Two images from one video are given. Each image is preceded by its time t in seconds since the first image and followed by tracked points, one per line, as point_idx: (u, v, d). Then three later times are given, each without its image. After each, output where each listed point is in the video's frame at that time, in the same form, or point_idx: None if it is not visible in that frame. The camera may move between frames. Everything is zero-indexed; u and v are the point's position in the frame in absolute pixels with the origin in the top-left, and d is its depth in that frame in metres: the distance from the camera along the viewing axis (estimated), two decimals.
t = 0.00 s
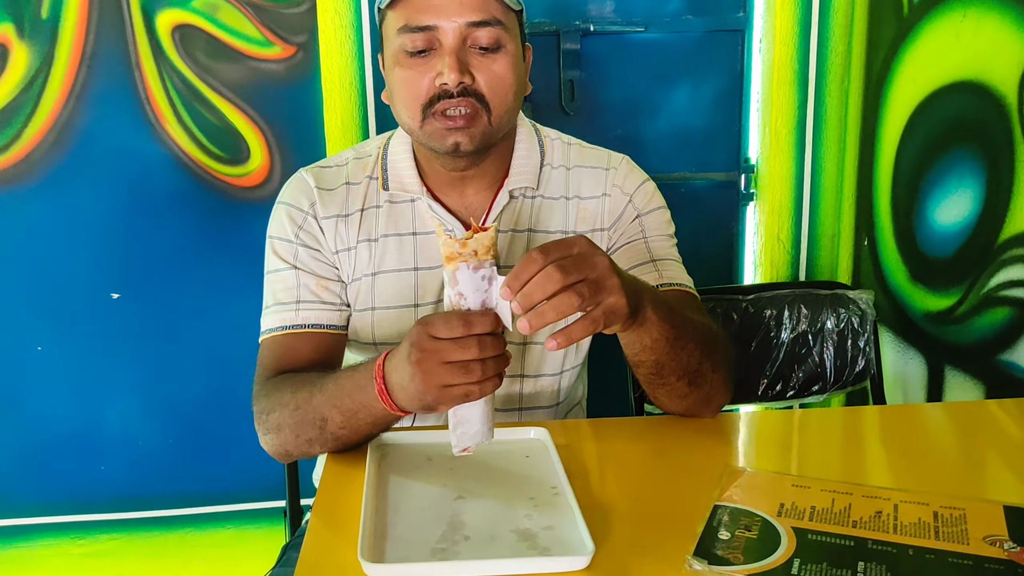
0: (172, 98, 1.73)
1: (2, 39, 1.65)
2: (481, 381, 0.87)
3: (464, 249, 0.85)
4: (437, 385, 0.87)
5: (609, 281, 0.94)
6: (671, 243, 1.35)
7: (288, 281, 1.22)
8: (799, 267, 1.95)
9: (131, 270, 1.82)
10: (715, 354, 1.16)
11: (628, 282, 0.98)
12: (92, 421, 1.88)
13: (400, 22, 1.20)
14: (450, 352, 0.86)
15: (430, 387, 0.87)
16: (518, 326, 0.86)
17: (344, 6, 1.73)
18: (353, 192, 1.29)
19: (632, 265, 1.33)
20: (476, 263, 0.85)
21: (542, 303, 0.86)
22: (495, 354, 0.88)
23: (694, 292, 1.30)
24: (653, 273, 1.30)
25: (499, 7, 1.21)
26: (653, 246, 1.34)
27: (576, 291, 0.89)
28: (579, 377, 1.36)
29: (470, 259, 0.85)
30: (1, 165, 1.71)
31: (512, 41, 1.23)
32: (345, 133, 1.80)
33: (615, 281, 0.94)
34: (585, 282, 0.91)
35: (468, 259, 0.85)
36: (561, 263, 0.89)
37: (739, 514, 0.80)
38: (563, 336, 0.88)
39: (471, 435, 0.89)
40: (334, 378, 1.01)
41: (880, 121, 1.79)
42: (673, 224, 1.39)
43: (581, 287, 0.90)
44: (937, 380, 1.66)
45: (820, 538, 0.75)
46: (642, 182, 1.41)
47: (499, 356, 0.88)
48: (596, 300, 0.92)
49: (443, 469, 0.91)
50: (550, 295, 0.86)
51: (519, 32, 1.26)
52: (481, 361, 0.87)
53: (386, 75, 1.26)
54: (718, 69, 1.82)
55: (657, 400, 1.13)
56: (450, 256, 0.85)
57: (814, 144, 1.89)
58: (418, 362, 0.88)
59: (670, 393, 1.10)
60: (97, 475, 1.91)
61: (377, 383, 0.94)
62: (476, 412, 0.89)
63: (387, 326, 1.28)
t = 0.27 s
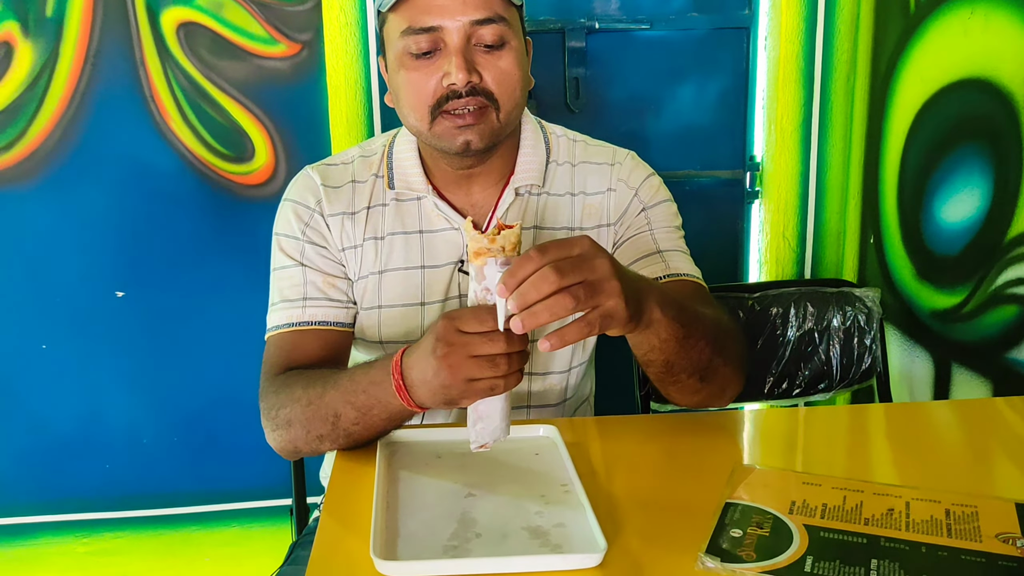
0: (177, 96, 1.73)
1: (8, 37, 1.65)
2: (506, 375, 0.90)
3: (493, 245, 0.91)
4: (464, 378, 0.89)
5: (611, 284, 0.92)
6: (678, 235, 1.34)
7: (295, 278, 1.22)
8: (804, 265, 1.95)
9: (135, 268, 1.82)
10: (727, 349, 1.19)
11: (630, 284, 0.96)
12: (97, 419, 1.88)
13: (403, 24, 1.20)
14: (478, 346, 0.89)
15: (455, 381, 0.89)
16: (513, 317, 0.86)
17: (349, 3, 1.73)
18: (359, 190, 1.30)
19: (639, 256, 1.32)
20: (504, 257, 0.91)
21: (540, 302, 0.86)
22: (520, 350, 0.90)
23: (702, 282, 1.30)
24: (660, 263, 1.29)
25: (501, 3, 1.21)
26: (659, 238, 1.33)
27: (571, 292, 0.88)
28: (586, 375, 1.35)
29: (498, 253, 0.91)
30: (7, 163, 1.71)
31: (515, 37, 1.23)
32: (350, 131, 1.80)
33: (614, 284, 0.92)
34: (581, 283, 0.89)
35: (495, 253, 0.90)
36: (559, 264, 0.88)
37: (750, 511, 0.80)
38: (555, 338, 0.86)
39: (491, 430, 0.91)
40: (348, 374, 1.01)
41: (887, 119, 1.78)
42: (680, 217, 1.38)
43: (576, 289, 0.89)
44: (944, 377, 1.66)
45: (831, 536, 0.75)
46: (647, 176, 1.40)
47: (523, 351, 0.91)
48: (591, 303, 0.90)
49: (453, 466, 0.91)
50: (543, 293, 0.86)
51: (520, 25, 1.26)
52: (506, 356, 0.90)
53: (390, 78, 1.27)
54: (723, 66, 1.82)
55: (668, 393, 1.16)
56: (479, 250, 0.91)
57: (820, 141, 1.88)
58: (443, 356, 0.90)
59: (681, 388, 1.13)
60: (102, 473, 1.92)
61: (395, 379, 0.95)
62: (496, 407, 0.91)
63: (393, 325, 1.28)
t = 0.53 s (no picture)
0: (182, 98, 1.73)
1: (14, 38, 1.66)
2: (525, 368, 0.91)
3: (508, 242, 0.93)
4: (483, 371, 0.90)
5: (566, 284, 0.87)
6: (679, 226, 1.33)
7: (300, 281, 1.23)
8: (807, 269, 1.96)
9: (140, 270, 1.83)
10: (725, 335, 1.14)
11: (595, 283, 0.91)
12: (101, 420, 1.89)
13: (411, 36, 1.20)
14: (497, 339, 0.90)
15: (475, 374, 0.91)
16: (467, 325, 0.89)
17: (354, 6, 1.73)
18: (363, 194, 1.30)
19: (639, 247, 1.32)
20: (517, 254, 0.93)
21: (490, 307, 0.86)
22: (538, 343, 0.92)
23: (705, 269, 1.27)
24: (659, 252, 1.28)
25: (506, 11, 1.20)
26: (659, 231, 1.32)
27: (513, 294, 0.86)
28: (591, 377, 1.35)
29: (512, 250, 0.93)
30: (12, 165, 1.72)
31: (521, 45, 1.24)
32: (355, 133, 1.81)
33: (567, 288, 0.87)
34: (527, 286, 0.86)
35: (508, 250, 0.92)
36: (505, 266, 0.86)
37: (759, 515, 0.80)
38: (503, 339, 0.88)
39: (505, 427, 0.91)
40: (359, 376, 1.02)
41: (891, 124, 1.79)
42: (682, 210, 1.37)
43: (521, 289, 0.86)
44: (948, 382, 1.66)
45: (840, 540, 0.75)
46: (647, 172, 1.40)
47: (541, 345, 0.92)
48: (537, 307, 0.86)
49: (461, 469, 0.91)
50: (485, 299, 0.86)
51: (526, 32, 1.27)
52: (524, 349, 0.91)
53: (396, 86, 1.27)
54: (727, 71, 1.82)
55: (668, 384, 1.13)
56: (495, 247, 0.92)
57: (823, 146, 1.89)
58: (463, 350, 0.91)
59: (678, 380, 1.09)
60: (106, 475, 1.92)
61: (408, 377, 0.96)
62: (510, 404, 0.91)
63: (398, 329, 1.28)
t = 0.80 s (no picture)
0: (184, 100, 1.74)
1: (17, 39, 1.66)
2: (534, 368, 0.92)
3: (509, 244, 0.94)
4: (495, 370, 0.91)
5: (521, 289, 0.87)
6: (678, 220, 1.33)
7: (302, 283, 1.22)
8: (806, 276, 1.96)
9: (140, 272, 1.83)
10: (713, 321, 1.09)
11: (555, 279, 0.89)
12: (99, 421, 1.88)
13: (418, 44, 1.20)
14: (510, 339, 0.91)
15: (486, 373, 0.91)
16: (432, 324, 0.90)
17: (357, 10, 1.74)
18: (363, 197, 1.30)
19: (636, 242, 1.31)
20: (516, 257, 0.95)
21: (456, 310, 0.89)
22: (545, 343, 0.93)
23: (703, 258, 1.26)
24: (656, 245, 1.28)
25: (514, 21, 1.21)
26: (654, 225, 1.32)
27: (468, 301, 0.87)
28: (589, 380, 1.35)
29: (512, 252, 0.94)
30: (13, 165, 1.72)
31: (527, 55, 1.25)
32: (357, 137, 1.81)
33: (520, 290, 0.87)
34: (480, 287, 0.87)
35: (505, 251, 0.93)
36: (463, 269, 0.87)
37: (762, 520, 0.80)
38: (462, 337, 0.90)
39: (511, 427, 0.94)
40: (363, 377, 1.02)
41: (891, 132, 1.80)
42: (680, 205, 1.36)
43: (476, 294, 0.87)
44: (946, 390, 1.67)
45: (844, 544, 0.75)
46: (644, 171, 1.40)
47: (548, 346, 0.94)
48: (489, 308, 0.88)
49: (465, 471, 0.92)
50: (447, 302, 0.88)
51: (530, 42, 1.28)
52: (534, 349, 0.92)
53: (401, 95, 1.27)
54: (728, 78, 1.83)
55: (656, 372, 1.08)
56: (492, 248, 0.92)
57: (823, 154, 1.89)
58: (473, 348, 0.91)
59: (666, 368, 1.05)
60: (103, 476, 1.92)
61: (414, 377, 0.96)
62: (517, 405, 0.94)
63: (398, 331, 1.29)
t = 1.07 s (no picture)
0: (186, 101, 1.74)
1: (18, 39, 1.66)
2: (534, 375, 0.91)
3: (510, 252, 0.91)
4: (493, 376, 0.90)
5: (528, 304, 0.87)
6: (680, 227, 1.34)
7: (305, 286, 1.22)
8: (806, 280, 1.97)
9: (141, 273, 1.83)
10: (722, 333, 1.10)
11: (569, 294, 0.89)
12: (99, 422, 1.88)
13: (422, 49, 1.20)
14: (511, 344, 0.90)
15: (485, 378, 0.91)
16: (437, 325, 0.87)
17: (360, 13, 1.74)
18: (365, 201, 1.31)
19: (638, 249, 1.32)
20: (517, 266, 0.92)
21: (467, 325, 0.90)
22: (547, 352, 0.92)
23: (705, 268, 1.27)
24: (659, 252, 1.29)
25: (517, 26, 1.21)
26: (659, 231, 1.32)
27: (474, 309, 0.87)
28: (591, 384, 1.36)
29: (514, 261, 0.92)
30: (15, 166, 1.72)
31: (530, 60, 1.25)
32: (359, 139, 1.81)
33: (535, 305, 0.87)
34: (495, 297, 0.87)
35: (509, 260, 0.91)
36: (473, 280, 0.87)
37: (767, 522, 0.81)
38: (472, 344, 0.89)
39: (513, 434, 0.91)
40: (368, 380, 1.02)
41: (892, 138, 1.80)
42: (682, 212, 1.37)
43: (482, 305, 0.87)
44: (946, 394, 1.67)
45: (848, 546, 0.76)
46: (647, 176, 1.41)
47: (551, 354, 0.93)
48: (502, 319, 0.87)
49: (470, 473, 0.92)
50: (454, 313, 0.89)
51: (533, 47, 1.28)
52: (535, 356, 0.91)
53: (404, 98, 1.27)
54: (729, 82, 1.84)
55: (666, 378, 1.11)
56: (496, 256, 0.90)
57: (823, 158, 1.90)
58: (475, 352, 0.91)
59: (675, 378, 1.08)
60: (103, 477, 1.91)
61: (418, 381, 0.96)
62: (518, 412, 0.92)
63: (400, 334, 1.29)
